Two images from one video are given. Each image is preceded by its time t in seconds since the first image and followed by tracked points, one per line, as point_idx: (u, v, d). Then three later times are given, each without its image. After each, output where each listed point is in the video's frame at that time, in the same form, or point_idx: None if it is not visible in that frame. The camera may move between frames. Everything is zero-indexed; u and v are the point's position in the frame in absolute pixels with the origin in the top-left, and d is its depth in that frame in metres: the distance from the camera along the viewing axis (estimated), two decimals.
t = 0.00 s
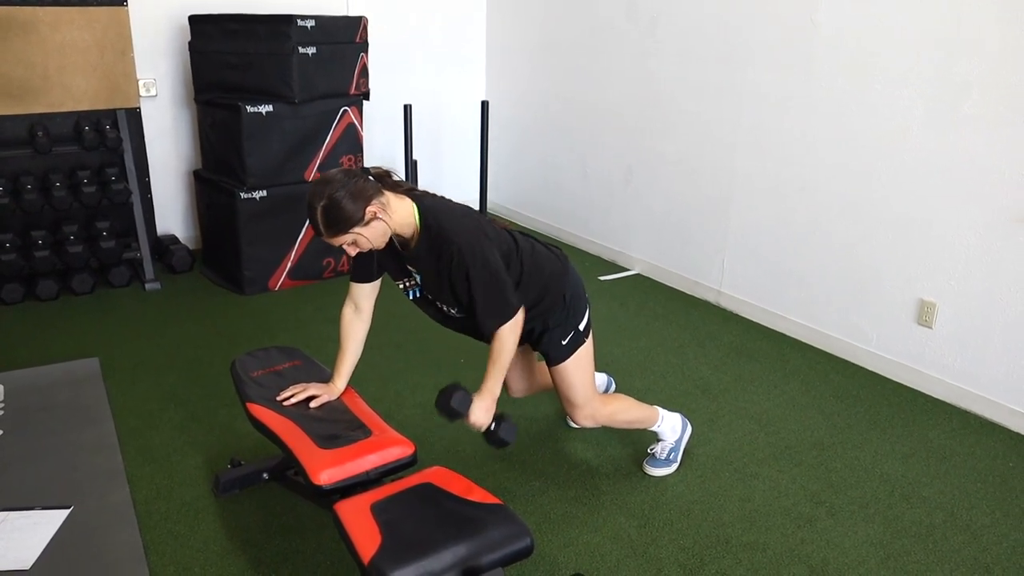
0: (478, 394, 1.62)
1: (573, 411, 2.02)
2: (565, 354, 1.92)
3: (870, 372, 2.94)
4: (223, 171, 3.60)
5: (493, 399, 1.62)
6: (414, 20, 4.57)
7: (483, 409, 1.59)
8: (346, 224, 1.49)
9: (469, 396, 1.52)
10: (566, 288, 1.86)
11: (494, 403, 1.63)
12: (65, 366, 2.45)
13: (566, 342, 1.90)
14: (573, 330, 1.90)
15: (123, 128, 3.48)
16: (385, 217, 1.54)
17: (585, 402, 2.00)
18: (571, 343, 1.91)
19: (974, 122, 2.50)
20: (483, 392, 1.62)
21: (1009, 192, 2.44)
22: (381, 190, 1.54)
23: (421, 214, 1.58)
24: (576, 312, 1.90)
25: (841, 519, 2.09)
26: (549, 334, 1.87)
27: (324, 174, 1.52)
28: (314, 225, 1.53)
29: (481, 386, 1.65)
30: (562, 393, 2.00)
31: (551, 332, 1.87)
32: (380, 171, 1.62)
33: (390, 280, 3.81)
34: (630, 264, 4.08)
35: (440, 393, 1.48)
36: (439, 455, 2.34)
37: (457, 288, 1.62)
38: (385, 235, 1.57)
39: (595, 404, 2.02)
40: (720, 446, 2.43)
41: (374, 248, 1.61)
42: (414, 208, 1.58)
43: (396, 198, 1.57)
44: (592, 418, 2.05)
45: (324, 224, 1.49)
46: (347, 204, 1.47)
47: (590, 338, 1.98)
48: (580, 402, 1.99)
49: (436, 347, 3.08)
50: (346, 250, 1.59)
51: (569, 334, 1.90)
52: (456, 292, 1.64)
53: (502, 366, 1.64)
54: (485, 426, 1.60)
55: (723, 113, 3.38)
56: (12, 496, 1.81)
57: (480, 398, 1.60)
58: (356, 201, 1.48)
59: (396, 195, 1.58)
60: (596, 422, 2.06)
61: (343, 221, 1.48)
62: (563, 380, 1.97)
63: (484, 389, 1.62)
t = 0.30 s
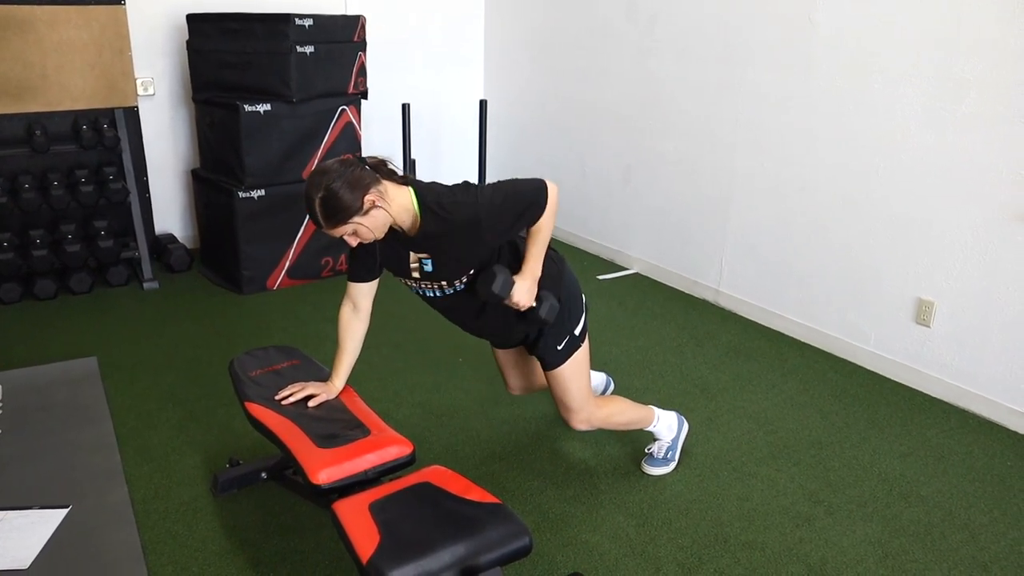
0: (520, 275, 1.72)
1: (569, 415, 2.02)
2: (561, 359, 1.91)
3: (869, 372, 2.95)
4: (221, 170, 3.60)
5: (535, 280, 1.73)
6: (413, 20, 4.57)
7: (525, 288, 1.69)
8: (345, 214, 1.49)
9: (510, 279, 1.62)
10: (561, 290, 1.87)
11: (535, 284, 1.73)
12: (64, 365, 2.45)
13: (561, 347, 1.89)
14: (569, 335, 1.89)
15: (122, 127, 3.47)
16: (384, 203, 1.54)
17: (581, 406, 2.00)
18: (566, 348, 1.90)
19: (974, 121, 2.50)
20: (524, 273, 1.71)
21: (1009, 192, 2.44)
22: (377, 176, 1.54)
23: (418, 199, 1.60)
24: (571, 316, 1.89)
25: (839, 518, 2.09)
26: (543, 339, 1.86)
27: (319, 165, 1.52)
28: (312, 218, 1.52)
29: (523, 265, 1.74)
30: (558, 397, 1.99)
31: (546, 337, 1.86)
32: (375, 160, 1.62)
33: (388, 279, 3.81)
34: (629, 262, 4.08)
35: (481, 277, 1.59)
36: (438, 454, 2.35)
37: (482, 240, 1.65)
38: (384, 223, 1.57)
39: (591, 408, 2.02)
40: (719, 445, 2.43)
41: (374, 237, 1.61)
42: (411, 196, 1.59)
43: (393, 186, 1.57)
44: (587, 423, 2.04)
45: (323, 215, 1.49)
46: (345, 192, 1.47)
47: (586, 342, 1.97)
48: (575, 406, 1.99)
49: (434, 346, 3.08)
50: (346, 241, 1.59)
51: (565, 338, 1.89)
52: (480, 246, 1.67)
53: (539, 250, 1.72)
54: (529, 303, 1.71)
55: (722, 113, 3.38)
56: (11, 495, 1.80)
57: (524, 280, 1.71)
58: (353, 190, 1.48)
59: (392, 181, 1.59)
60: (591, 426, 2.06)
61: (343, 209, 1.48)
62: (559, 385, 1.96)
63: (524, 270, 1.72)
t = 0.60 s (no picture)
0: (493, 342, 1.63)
1: (573, 411, 2.02)
2: (563, 356, 1.91)
3: (868, 371, 2.95)
4: (221, 170, 3.60)
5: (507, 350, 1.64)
6: (413, 20, 4.57)
7: (497, 356, 1.61)
8: (341, 215, 1.49)
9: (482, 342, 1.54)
10: (562, 287, 1.86)
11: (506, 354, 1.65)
12: (64, 366, 2.45)
13: (564, 343, 1.89)
14: (571, 331, 1.89)
15: (122, 127, 3.47)
16: (381, 204, 1.54)
17: (584, 403, 2.00)
18: (569, 344, 1.90)
19: (973, 120, 2.50)
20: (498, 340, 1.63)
21: (1008, 191, 2.45)
22: (373, 177, 1.54)
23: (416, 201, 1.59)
24: (573, 313, 1.89)
25: (839, 518, 2.09)
26: (547, 335, 1.86)
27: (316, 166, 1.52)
28: (309, 219, 1.53)
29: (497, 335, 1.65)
30: (561, 393, 2.00)
31: (549, 333, 1.86)
32: (371, 160, 1.62)
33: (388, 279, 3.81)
34: (628, 262, 4.08)
35: (454, 337, 1.52)
36: (438, 454, 2.35)
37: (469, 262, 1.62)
38: (381, 223, 1.57)
39: (594, 404, 2.02)
40: (719, 444, 2.43)
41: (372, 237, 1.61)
42: (409, 199, 1.60)
43: (389, 186, 1.57)
44: (591, 418, 2.05)
45: (320, 216, 1.49)
46: (341, 193, 1.47)
47: (588, 338, 1.97)
48: (579, 402, 1.99)
49: (434, 346, 3.08)
50: (344, 241, 1.59)
51: (567, 334, 1.89)
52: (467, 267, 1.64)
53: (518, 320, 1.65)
54: (497, 374, 1.61)
55: (722, 113, 3.38)
56: (11, 495, 1.80)
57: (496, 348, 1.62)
58: (349, 190, 1.48)
59: (388, 181, 1.59)
60: (595, 421, 2.06)
61: (339, 210, 1.48)
62: (562, 381, 1.96)
63: (498, 338, 1.64)
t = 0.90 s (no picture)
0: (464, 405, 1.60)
1: (572, 411, 2.02)
2: (563, 355, 1.91)
3: (870, 371, 2.94)
4: (222, 170, 3.60)
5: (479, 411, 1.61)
6: (414, 20, 4.57)
7: (468, 419, 1.58)
8: (341, 223, 1.49)
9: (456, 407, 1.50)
10: (562, 289, 1.86)
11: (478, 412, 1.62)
12: (65, 365, 2.45)
13: (564, 342, 1.89)
14: (571, 331, 1.89)
15: (123, 127, 3.48)
16: (380, 213, 1.54)
17: (583, 403, 2.00)
18: (569, 344, 1.90)
19: (973, 120, 2.50)
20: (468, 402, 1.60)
21: (1009, 190, 2.44)
22: (373, 186, 1.54)
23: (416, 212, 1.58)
24: (573, 312, 1.89)
25: (840, 517, 2.09)
26: (547, 335, 1.87)
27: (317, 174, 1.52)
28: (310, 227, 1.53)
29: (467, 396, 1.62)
30: (560, 393, 2.00)
31: (549, 333, 1.86)
32: (372, 168, 1.62)
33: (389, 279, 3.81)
34: (629, 262, 4.08)
35: (431, 398, 1.47)
36: (439, 454, 2.35)
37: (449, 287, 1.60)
38: (381, 231, 1.57)
39: (593, 404, 2.02)
40: (720, 444, 2.43)
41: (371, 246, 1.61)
42: (409, 209, 1.59)
43: (390, 195, 1.57)
44: (590, 418, 2.04)
45: (320, 225, 1.49)
46: (341, 202, 1.47)
47: (588, 338, 1.97)
48: (578, 402, 1.99)
49: (435, 346, 3.08)
50: (344, 249, 1.59)
51: (567, 334, 1.89)
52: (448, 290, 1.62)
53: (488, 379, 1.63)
54: (469, 436, 1.59)
55: (723, 112, 3.38)
56: (13, 495, 1.81)
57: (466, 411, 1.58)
58: (350, 199, 1.48)
59: (389, 190, 1.58)
60: (594, 422, 2.06)
61: (338, 220, 1.48)
62: (561, 381, 1.96)
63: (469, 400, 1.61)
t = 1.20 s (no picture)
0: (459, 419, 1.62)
1: (570, 412, 2.02)
2: (562, 356, 1.91)
3: (870, 370, 2.94)
4: (222, 169, 3.60)
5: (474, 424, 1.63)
6: (414, 19, 4.57)
7: (465, 432, 1.59)
8: (343, 226, 1.49)
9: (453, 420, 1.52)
10: (560, 291, 1.85)
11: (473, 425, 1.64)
12: (65, 365, 2.45)
13: (562, 343, 1.89)
14: (569, 331, 1.89)
15: (123, 126, 3.48)
16: (382, 217, 1.54)
17: (582, 403, 2.00)
18: (567, 344, 1.90)
19: (973, 119, 2.50)
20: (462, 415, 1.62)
21: (1008, 189, 2.44)
22: (376, 190, 1.54)
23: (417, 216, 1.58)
24: (571, 313, 1.89)
25: (840, 517, 2.09)
26: (544, 336, 1.86)
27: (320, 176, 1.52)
28: (311, 229, 1.53)
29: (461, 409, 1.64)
30: (558, 394, 2.00)
31: (547, 333, 1.86)
32: (376, 171, 1.62)
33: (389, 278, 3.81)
34: (629, 261, 4.08)
35: (426, 412, 1.46)
36: (439, 453, 2.35)
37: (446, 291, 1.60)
38: (382, 235, 1.57)
39: (592, 404, 2.02)
40: (719, 444, 2.43)
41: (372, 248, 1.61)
42: (410, 213, 1.58)
43: (392, 199, 1.57)
44: (588, 418, 2.04)
45: (321, 227, 1.49)
46: (342, 206, 1.47)
47: (587, 338, 1.97)
48: (576, 402, 1.99)
49: (435, 346, 3.08)
50: (344, 251, 1.59)
51: (566, 334, 1.89)
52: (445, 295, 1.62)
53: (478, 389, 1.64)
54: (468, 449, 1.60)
55: (723, 111, 3.38)
56: (13, 494, 1.81)
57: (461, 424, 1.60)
58: (352, 202, 1.48)
59: (391, 194, 1.58)
60: (593, 422, 2.06)
61: (339, 223, 1.48)
62: (560, 381, 1.96)
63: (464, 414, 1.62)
